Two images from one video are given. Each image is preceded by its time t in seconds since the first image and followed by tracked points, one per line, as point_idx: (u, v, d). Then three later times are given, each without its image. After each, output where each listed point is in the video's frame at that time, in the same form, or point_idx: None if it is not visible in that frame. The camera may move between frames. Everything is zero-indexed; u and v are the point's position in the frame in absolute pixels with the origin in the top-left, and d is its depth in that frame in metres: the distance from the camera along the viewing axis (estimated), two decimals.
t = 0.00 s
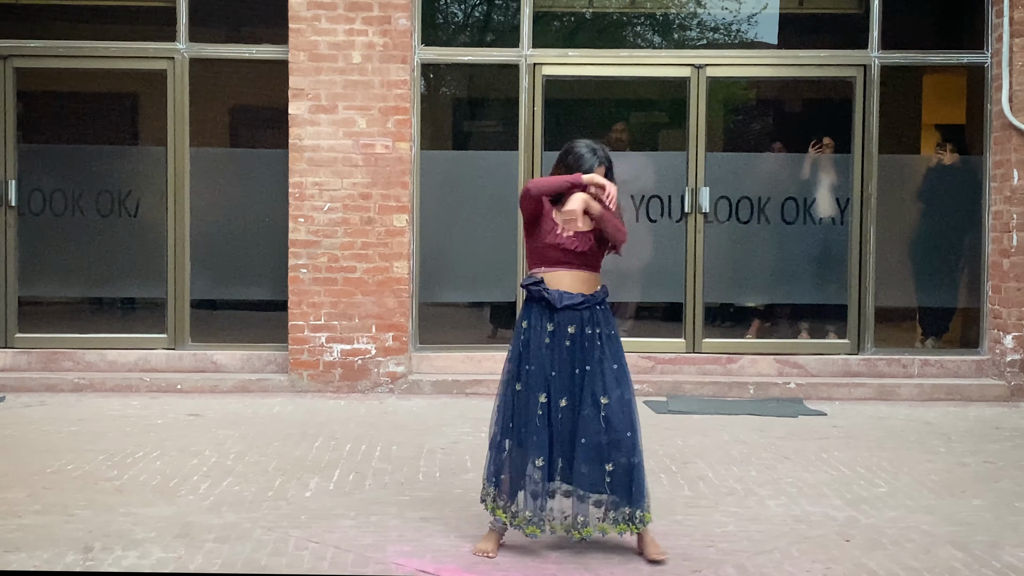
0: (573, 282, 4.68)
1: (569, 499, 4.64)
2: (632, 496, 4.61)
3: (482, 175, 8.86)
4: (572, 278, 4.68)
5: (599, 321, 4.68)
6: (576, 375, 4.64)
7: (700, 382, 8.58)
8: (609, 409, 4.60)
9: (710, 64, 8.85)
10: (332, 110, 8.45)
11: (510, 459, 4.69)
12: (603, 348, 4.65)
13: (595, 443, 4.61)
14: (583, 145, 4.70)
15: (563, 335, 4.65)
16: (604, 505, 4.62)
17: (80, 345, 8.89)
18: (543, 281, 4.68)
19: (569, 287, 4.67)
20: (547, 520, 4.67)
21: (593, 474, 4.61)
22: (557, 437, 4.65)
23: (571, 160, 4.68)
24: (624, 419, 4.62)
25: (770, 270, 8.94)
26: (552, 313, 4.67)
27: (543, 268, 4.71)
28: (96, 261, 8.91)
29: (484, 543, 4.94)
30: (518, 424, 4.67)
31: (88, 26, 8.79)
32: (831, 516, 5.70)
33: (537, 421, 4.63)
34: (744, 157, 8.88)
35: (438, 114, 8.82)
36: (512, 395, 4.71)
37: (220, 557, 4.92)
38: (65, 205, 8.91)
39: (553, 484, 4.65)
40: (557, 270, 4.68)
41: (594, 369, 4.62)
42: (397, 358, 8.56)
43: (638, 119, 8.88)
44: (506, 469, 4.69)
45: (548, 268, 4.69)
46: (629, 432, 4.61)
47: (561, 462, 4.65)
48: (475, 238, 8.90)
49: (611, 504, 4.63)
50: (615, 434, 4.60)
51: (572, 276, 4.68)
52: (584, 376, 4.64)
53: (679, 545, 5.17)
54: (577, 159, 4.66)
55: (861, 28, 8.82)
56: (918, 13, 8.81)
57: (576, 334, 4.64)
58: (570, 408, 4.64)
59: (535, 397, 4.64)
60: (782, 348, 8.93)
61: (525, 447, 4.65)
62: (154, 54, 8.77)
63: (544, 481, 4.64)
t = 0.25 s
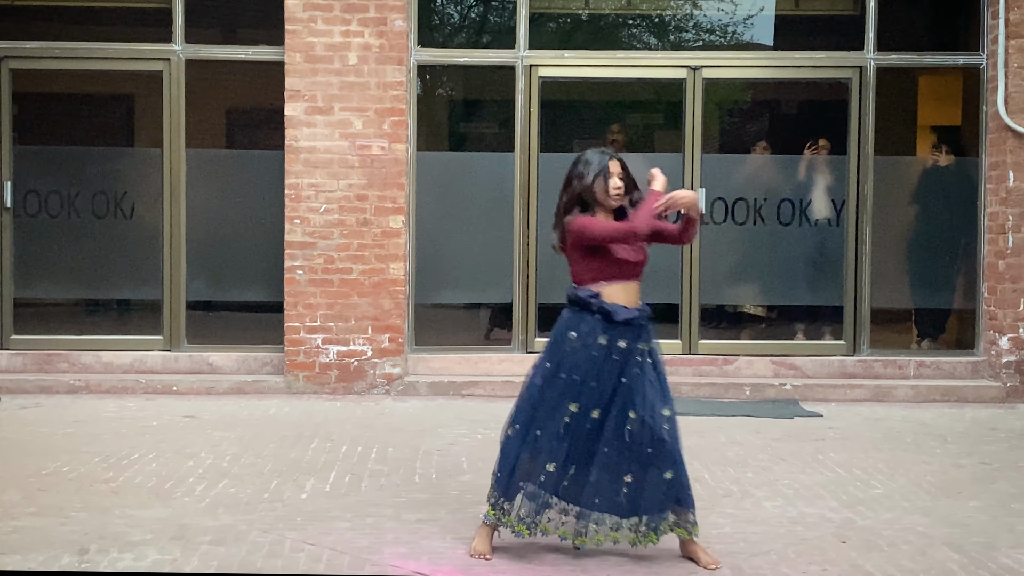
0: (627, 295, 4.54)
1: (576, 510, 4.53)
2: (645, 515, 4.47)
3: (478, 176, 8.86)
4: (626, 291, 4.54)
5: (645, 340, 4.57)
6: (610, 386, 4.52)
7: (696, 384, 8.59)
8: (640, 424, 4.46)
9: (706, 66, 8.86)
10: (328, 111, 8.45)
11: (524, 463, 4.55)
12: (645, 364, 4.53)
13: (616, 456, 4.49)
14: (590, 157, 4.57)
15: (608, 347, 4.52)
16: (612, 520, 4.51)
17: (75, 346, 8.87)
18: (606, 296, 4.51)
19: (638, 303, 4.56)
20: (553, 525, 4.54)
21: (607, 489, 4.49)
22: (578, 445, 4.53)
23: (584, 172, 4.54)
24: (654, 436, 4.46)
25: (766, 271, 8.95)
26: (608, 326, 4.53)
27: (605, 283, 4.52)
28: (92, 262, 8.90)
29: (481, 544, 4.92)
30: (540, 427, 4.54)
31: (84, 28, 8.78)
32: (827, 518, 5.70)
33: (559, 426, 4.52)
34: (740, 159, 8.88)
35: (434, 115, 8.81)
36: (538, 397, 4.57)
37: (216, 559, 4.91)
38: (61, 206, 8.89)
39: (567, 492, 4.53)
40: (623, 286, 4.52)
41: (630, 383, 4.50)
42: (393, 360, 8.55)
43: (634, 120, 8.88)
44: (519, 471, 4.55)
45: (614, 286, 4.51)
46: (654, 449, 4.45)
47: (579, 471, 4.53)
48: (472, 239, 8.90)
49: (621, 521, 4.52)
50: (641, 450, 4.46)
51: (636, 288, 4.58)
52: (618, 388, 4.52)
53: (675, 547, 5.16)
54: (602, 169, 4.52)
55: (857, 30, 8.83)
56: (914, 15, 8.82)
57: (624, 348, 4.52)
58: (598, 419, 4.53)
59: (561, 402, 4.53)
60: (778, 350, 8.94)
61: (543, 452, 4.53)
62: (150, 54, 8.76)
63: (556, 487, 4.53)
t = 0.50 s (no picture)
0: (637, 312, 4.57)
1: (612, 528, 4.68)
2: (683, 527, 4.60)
3: (472, 177, 8.85)
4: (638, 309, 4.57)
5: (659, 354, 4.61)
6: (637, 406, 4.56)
7: (689, 385, 8.59)
8: (671, 443, 4.52)
9: (699, 67, 8.86)
10: (321, 111, 8.44)
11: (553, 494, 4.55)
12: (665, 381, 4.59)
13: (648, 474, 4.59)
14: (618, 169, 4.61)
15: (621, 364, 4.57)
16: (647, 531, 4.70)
17: (68, 347, 8.86)
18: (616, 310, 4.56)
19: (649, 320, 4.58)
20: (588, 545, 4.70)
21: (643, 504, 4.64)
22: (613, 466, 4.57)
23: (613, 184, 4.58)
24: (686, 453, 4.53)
25: (760, 272, 8.96)
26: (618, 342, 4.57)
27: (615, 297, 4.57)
28: (84, 263, 8.88)
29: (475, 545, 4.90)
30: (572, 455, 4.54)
31: (77, 28, 8.77)
32: (819, 518, 5.70)
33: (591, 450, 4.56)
34: (734, 160, 8.89)
35: (427, 116, 8.80)
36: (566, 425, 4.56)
37: (208, 560, 4.91)
38: (53, 207, 8.88)
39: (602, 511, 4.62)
40: (634, 301, 4.56)
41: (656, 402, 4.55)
42: (386, 361, 8.54)
43: (627, 121, 8.89)
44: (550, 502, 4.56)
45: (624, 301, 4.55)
46: (685, 462, 4.51)
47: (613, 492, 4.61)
48: (465, 240, 8.90)
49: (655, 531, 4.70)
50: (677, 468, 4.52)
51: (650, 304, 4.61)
52: (644, 409, 4.57)
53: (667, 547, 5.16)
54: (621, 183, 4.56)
55: (850, 30, 8.84)
56: (908, 16, 8.83)
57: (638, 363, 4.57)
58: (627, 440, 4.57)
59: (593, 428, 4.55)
60: (771, 351, 8.95)
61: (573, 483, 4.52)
62: (143, 55, 8.75)
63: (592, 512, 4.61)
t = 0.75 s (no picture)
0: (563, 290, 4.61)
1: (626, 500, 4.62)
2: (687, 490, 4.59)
3: (468, 176, 8.85)
4: (566, 288, 4.61)
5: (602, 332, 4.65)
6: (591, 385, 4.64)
7: (686, 384, 8.60)
8: (632, 418, 4.62)
9: (696, 66, 8.87)
10: (317, 111, 8.43)
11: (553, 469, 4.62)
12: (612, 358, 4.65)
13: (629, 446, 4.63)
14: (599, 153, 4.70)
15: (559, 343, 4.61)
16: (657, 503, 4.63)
17: (64, 346, 8.85)
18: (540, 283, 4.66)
19: (575, 302, 4.60)
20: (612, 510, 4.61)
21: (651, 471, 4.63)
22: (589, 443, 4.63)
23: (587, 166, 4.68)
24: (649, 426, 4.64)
25: (756, 271, 8.97)
26: (545, 319, 4.63)
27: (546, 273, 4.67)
28: (80, 262, 8.87)
29: (469, 546, 4.90)
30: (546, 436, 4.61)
31: (73, 27, 8.76)
32: (816, 517, 5.70)
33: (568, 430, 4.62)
34: (730, 160, 8.90)
35: (424, 115, 8.80)
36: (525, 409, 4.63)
37: (203, 559, 4.90)
38: (49, 207, 8.87)
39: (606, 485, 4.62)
40: (564, 280, 4.61)
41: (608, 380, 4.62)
42: (383, 360, 8.54)
43: (624, 120, 8.89)
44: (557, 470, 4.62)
45: (555, 277, 4.63)
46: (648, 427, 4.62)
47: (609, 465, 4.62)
48: (461, 239, 8.89)
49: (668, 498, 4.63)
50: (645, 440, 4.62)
51: (587, 288, 4.62)
52: (605, 384, 4.62)
53: (663, 545, 5.16)
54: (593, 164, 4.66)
55: (846, 30, 8.85)
56: (904, 16, 8.84)
57: (574, 344, 4.61)
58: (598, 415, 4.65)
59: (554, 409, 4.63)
60: (767, 350, 8.95)
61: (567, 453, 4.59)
62: (139, 54, 8.74)
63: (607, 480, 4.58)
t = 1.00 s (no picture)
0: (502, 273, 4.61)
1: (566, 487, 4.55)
2: (622, 470, 4.51)
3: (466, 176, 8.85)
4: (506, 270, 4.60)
5: (540, 314, 4.61)
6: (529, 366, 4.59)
7: (684, 383, 8.60)
8: (563, 400, 4.55)
9: (693, 66, 8.87)
10: (315, 110, 8.43)
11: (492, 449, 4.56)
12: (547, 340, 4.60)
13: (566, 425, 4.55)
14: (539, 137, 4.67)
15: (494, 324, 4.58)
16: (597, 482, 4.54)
17: (62, 346, 8.84)
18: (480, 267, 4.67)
19: (509, 283, 4.59)
20: (556, 485, 4.54)
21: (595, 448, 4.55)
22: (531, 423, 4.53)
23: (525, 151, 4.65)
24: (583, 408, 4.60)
25: (753, 270, 8.97)
26: (482, 303, 4.61)
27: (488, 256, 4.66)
28: (78, 261, 8.86)
29: (466, 546, 4.90)
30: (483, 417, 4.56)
31: (71, 26, 8.75)
32: (814, 516, 5.70)
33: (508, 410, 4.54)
34: (728, 159, 8.90)
35: (421, 114, 8.80)
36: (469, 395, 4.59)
37: (202, 558, 4.90)
38: (47, 206, 8.86)
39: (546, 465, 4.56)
40: (499, 262, 4.61)
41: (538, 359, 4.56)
42: (381, 359, 8.54)
43: (622, 119, 8.89)
44: (499, 456, 4.57)
45: (491, 259, 4.64)
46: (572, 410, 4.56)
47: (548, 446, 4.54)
48: (458, 238, 8.89)
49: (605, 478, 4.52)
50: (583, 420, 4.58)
51: (522, 271, 4.60)
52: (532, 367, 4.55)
53: (661, 544, 5.16)
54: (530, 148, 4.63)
55: (844, 29, 8.85)
56: (901, 15, 8.85)
57: (507, 324, 4.56)
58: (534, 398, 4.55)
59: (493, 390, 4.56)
60: (765, 349, 8.96)
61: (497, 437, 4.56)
62: (137, 53, 8.74)
63: (553, 455, 4.53)
